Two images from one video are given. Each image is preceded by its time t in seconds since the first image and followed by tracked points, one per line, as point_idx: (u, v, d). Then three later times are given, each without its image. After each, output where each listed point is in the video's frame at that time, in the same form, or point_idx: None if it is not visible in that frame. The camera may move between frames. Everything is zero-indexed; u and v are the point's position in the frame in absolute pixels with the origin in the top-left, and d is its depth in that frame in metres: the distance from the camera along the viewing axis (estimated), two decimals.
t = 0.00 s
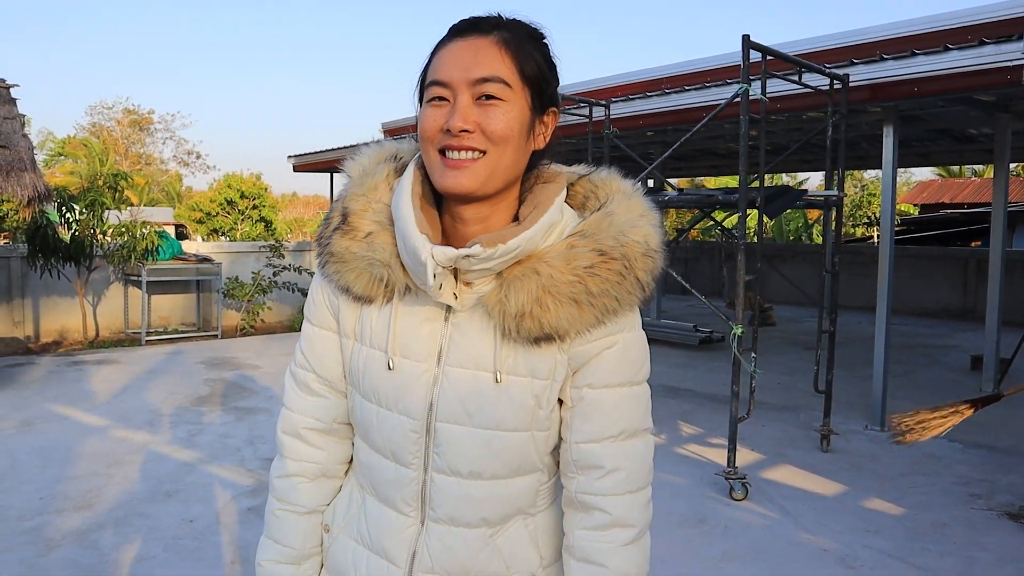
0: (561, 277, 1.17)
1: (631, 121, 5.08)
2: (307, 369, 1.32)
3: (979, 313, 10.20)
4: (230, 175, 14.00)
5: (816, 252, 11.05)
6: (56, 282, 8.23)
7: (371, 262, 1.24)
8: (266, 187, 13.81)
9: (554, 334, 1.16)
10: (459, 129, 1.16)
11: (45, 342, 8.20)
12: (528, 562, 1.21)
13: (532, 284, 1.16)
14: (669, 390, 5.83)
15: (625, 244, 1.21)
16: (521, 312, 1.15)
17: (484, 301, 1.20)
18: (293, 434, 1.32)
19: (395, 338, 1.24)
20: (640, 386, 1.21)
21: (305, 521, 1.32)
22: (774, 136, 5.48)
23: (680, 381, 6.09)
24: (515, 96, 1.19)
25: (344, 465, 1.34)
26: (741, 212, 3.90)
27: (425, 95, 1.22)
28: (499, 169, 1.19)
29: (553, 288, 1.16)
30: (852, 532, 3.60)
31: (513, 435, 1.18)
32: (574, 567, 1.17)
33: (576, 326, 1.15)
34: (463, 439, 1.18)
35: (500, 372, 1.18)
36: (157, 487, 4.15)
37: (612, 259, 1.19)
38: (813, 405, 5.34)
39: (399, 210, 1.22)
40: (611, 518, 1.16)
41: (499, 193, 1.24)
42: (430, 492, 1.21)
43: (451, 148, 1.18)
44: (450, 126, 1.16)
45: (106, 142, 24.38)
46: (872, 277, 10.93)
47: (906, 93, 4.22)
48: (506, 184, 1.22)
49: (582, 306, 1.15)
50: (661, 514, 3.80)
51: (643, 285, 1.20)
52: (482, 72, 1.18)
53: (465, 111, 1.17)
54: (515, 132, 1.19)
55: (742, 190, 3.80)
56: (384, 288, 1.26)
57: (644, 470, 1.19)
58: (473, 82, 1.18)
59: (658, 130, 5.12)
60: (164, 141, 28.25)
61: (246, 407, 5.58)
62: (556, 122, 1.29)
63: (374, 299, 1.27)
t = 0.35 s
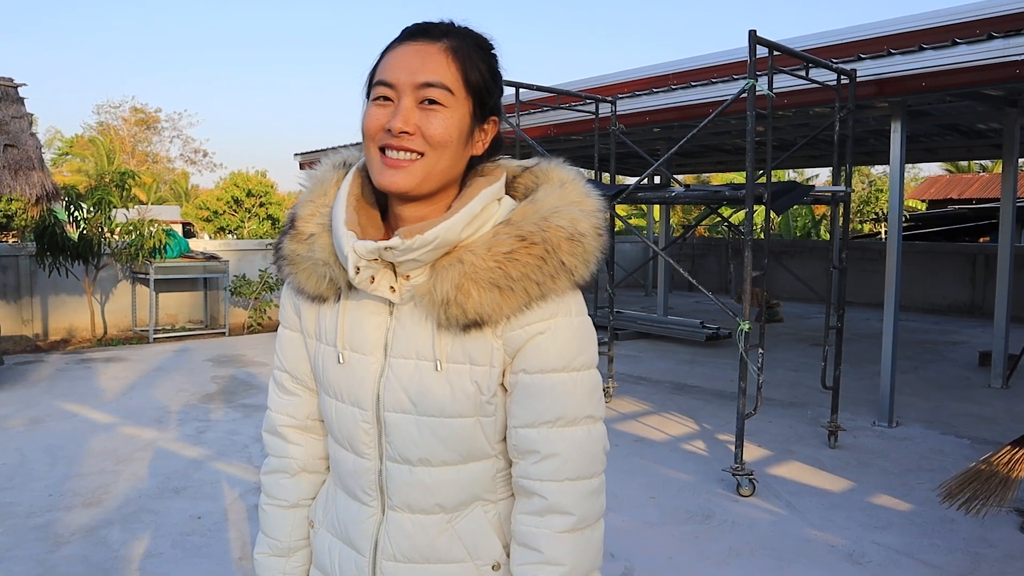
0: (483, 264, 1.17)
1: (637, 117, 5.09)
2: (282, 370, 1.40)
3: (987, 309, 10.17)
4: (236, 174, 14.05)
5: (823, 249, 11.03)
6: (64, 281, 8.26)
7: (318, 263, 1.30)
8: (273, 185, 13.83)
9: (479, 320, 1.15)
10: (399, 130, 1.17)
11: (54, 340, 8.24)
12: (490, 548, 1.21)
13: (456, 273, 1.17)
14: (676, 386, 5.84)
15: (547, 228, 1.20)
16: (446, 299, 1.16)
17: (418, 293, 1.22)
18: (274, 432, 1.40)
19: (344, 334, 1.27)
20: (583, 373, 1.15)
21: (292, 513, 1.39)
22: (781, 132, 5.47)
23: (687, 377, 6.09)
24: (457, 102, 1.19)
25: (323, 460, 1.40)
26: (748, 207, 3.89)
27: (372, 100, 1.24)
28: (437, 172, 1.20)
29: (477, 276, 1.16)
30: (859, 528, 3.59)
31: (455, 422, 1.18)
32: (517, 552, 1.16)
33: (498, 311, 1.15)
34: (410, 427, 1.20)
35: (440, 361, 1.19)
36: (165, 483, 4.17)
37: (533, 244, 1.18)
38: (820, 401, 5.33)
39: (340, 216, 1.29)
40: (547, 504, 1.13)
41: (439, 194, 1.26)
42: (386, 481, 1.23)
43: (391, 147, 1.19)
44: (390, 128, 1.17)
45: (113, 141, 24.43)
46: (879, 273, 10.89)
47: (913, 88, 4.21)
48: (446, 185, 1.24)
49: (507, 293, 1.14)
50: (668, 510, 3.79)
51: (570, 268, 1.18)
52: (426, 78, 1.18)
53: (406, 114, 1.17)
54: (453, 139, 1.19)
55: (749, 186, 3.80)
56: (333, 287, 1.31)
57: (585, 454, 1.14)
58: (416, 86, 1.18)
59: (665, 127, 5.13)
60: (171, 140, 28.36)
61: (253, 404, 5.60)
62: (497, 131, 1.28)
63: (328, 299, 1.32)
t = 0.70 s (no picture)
0: (411, 237, 1.19)
1: (646, 116, 5.09)
2: (243, 388, 1.42)
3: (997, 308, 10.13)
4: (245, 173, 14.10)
5: (832, 247, 11.00)
6: (74, 279, 8.30)
7: (265, 272, 1.34)
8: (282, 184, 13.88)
9: (414, 290, 1.17)
10: (326, 133, 1.19)
11: (64, 338, 8.28)
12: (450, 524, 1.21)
13: (388, 251, 1.19)
14: (685, 385, 5.84)
15: (466, 195, 1.23)
16: (382, 276, 1.19)
17: (358, 279, 1.24)
18: (238, 449, 1.44)
19: (293, 334, 1.30)
20: (518, 333, 1.16)
21: (260, 528, 1.41)
22: (790, 131, 5.46)
23: (696, 376, 6.10)
24: (378, 104, 1.23)
25: (288, 473, 1.43)
26: (757, 207, 3.88)
27: (298, 110, 1.26)
28: (365, 172, 1.23)
29: (408, 250, 1.18)
30: (869, 528, 3.58)
31: (407, 399, 1.19)
32: (463, 513, 1.16)
33: (432, 278, 1.17)
34: (366, 409, 1.21)
35: (383, 341, 1.20)
36: (175, 482, 4.18)
37: (455, 210, 1.21)
38: (829, 400, 5.32)
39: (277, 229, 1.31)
40: (488, 463, 1.13)
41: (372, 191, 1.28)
42: (350, 470, 1.23)
43: (319, 150, 1.21)
44: (317, 131, 1.20)
45: (123, 139, 24.50)
46: (889, 272, 10.85)
47: (923, 86, 4.19)
48: (377, 185, 1.26)
49: (438, 261, 1.17)
50: (677, 510, 3.79)
51: (493, 229, 1.21)
52: (346, 83, 1.21)
53: (331, 118, 1.20)
54: (378, 137, 1.22)
55: (758, 185, 3.79)
56: (278, 291, 1.34)
57: (525, 411, 1.13)
58: (339, 91, 1.22)
59: (674, 126, 5.13)
60: (180, 139, 28.42)
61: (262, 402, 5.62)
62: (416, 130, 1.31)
63: (276, 305, 1.35)
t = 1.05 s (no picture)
0: (404, 234, 1.20)
1: (657, 118, 5.09)
2: (234, 393, 1.42)
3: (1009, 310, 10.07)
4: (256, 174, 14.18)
5: (843, 248, 10.97)
6: (86, 281, 8.36)
7: (256, 277, 1.34)
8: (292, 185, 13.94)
9: (410, 285, 1.18)
10: (318, 137, 1.20)
11: (76, 339, 8.33)
12: (452, 517, 1.22)
13: (381, 249, 1.20)
14: (695, 387, 5.83)
15: (456, 191, 1.25)
16: (377, 273, 1.19)
17: (353, 278, 1.25)
18: (227, 455, 1.44)
19: (287, 336, 1.30)
20: (512, 326, 1.17)
21: (251, 533, 1.42)
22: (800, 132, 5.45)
23: (706, 378, 6.09)
24: (368, 106, 1.24)
25: (278, 478, 1.44)
26: (768, 208, 3.87)
27: (287, 114, 1.27)
28: (357, 173, 1.23)
29: (403, 248, 1.19)
30: (880, 531, 3.56)
31: (407, 395, 1.19)
32: (467, 507, 1.16)
33: (427, 273, 1.18)
34: (365, 408, 1.21)
35: (379, 339, 1.21)
36: (185, 482, 4.21)
37: (446, 207, 1.23)
38: (840, 402, 5.31)
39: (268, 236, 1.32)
40: (490, 454, 1.13)
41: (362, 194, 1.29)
42: (348, 469, 1.23)
43: (310, 154, 1.22)
44: (308, 135, 1.20)
45: (135, 141, 24.63)
46: (900, 273, 10.80)
47: (935, 87, 4.17)
48: (368, 187, 1.27)
49: (433, 257, 1.18)
50: (686, 511, 3.79)
51: (483, 223, 1.22)
52: (335, 87, 1.22)
53: (322, 122, 1.21)
54: (369, 140, 1.23)
55: (769, 187, 3.78)
56: (272, 295, 1.34)
57: (524, 402, 1.15)
58: (327, 97, 1.22)
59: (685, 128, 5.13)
60: (191, 141, 28.55)
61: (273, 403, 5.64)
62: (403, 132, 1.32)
63: (268, 309, 1.35)
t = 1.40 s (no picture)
0: (401, 241, 1.20)
1: (670, 116, 5.08)
2: (245, 390, 1.43)
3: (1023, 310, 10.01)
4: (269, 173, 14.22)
5: (855, 247, 10.93)
6: (99, 278, 8.41)
7: (260, 283, 1.34)
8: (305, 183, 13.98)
9: (409, 294, 1.18)
10: (325, 133, 1.20)
11: (89, 336, 8.38)
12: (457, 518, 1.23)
13: (381, 256, 1.20)
14: (707, 386, 5.83)
15: (453, 194, 1.24)
16: (377, 282, 1.20)
17: (354, 285, 1.25)
18: (241, 449, 1.46)
19: (291, 340, 1.31)
20: (512, 328, 1.16)
21: (267, 527, 1.44)
22: (814, 131, 5.43)
23: (718, 377, 6.08)
24: (373, 106, 1.25)
25: (293, 471, 1.45)
26: (781, 207, 3.87)
27: (288, 115, 1.27)
28: (361, 173, 1.24)
29: (402, 254, 1.19)
30: (893, 532, 3.55)
31: (409, 401, 1.20)
32: (466, 507, 1.18)
33: (426, 281, 1.17)
34: (369, 413, 1.22)
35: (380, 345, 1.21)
36: (199, 479, 4.23)
37: (443, 212, 1.22)
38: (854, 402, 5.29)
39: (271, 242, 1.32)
40: (486, 457, 1.14)
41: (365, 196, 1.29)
42: (356, 470, 1.25)
43: (314, 153, 1.22)
44: (313, 133, 1.20)
45: (147, 139, 24.74)
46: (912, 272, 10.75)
47: (949, 86, 4.15)
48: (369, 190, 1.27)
49: (432, 263, 1.17)
50: (699, 511, 3.79)
51: (482, 225, 1.22)
52: (341, 86, 1.23)
53: (329, 120, 1.22)
54: (373, 140, 1.24)
55: (782, 186, 3.77)
56: (274, 300, 1.34)
57: (523, 406, 1.14)
58: (334, 94, 1.23)
59: (698, 126, 5.11)
60: (203, 139, 28.62)
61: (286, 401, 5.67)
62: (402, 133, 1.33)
63: (272, 313, 1.35)
